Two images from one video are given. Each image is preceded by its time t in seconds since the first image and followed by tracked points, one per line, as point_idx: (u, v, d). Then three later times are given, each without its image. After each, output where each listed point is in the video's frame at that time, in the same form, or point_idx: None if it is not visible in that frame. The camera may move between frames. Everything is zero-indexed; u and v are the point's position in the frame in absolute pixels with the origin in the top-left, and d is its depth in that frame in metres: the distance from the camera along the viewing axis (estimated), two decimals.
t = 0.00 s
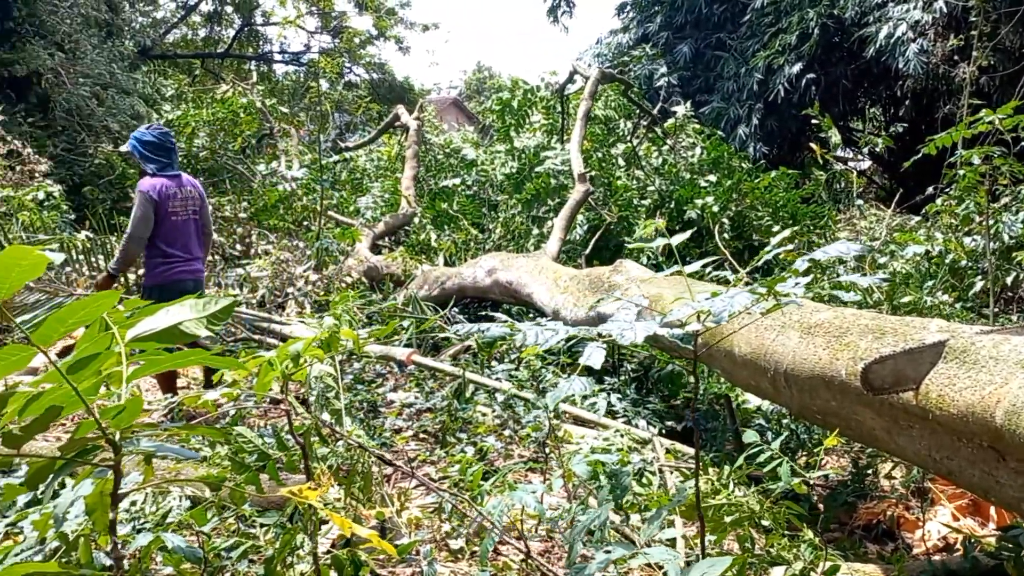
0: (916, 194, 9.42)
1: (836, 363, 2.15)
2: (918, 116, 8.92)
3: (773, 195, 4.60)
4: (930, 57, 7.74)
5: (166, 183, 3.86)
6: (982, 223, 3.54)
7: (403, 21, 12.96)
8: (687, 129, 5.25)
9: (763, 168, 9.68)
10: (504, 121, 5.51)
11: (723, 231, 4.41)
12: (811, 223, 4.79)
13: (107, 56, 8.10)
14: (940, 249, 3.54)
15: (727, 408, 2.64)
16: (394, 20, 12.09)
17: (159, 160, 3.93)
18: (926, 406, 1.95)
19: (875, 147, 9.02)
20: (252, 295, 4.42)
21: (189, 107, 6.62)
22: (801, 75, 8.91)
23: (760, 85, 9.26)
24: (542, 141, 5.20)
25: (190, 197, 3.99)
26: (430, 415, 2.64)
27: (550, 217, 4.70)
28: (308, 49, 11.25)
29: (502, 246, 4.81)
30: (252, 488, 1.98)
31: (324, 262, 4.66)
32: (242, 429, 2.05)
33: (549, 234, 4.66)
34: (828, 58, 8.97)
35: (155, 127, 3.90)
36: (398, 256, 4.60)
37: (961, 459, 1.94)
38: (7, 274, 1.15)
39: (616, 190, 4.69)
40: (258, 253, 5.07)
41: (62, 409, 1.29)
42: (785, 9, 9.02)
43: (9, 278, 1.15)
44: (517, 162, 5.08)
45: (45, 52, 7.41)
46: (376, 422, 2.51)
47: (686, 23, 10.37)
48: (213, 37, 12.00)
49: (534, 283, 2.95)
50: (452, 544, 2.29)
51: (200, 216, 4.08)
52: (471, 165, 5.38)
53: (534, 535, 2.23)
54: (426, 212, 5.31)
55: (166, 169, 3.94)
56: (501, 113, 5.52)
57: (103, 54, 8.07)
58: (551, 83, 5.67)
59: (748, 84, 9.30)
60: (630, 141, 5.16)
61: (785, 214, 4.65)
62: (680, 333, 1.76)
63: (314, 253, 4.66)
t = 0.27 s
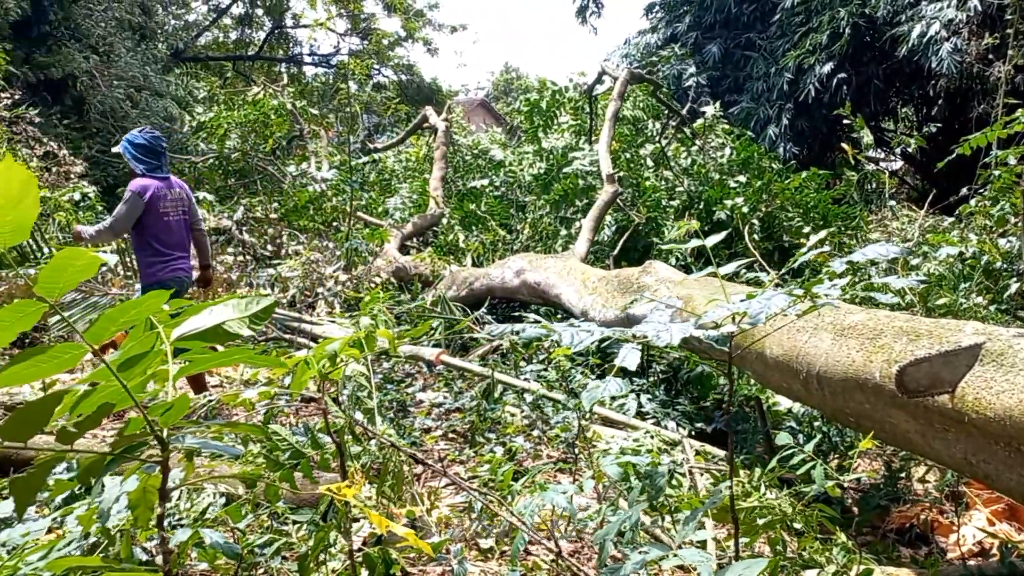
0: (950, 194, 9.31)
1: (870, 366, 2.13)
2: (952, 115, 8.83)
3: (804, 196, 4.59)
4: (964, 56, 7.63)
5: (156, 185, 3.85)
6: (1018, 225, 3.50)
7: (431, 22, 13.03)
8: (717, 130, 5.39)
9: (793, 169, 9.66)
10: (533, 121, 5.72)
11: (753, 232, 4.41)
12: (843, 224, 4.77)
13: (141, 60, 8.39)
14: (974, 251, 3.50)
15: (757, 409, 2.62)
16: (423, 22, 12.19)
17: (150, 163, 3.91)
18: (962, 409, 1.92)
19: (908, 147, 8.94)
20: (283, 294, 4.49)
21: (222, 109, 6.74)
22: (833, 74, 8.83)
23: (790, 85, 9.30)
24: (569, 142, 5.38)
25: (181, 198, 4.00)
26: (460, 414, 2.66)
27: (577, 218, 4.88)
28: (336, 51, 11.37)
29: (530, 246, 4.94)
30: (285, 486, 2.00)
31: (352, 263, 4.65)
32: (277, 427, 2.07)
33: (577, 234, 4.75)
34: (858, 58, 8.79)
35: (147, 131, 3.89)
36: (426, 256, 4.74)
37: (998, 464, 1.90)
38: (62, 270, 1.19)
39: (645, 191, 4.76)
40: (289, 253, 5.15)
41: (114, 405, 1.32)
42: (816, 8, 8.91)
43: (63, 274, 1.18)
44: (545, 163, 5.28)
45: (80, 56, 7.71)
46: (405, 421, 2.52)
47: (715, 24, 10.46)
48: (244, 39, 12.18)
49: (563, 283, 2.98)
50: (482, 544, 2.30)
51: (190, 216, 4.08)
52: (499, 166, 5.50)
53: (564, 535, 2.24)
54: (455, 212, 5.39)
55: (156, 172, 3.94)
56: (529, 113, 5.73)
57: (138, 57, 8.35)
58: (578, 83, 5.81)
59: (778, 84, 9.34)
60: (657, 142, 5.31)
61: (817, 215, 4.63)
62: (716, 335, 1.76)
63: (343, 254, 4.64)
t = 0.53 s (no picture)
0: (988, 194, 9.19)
1: (910, 367, 2.10)
2: (992, 114, 8.73)
3: (839, 195, 4.59)
4: (1004, 53, 7.56)
5: (146, 180, 4.17)
6: None
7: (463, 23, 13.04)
8: (750, 129, 5.39)
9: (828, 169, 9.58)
10: (565, 121, 5.67)
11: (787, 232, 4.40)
12: (879, 224, 4.73)
13: (178, 62, 8.43)
14: (1015, 251, 3.45)
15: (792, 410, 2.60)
16: (455, 22, 12.22)
17: (140, 160, 4.27)
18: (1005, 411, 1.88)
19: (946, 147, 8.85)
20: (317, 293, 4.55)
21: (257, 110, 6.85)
22: (868, 73, 8.72)
23: (825, 84, 9.18)
24: (602, 142, 5.35)
25: (171, 193, 4.30)
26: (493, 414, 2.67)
27: (610, 217, 4.81)
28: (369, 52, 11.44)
29: (562, 246, 4.99)
30: (322, 483, 2.02)
31: (384, 262, 4.59)
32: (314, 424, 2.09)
33: (609, 234, 4.79)
34: (895, 56, 8.67)
35: (135, 131, 4.26)
36: (458, 256, 4.72)
37: None
38: (119, 264, 1.23)
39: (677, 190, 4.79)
40: (322, 253, 5.22)
41: (166, 398, 1.36)
42: (852, 6, 8.84)
43: (119, 268, 1.22)
44: (577, 163, 5.20)
45: (119, 58, 7.68)
46: (438, 420, 2.52)
47: (750, 23, 10.44)
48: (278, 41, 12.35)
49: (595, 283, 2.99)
50: (516, 543, 2.30)
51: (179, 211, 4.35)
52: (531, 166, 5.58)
53: (598, 535, 2.23)
54: (486, 212, 5.47)
55: (146, 169, 4.28)
56: (562, 113, 5.70)
57: (174, 60, 8.38)
58: (612, 83, 5.78)
59: (813, 83, 9.24)
60: (691, 141, 5.32)
61: (852, 216, 4.61)
62: (756, 333, 1.75)
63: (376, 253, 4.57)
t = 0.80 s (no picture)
0: None
1: (957, 371, 2.06)
2: None
3: (881, 195, 4.55)
4: None
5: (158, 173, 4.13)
6: None
7: (499, 22, 13.04)
8: (790, 129, 5.33)
9: (868, 168, 9.48)
10: (601, 120, 5.71)
11: (827, 232, 4.37)
12: (922, 224, 4.67)
13: (218, 64, 8.47)
14: None
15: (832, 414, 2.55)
16: (491, 22, 12.24)
17: (149, 152, 4.19)
18: None
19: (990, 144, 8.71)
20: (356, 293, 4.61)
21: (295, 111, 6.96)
22: (910, 71, 8.55)
23: (866, 82, 9.01)
24: (639, 141, 5.38)
25: (177, 186, 4.27)
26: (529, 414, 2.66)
27: (646, 217, 4.84)
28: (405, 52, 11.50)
29: (598, 246, 5.04)
30: (362, 482, 2.04)
31: (421, 262, 4.72)
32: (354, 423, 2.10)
33: (645, 234, 4.79)
34: (937, 54, 8.56)
35: (145, 122, 4.17)
36: (494, 257, 4.79)
37: None
38: (180, 267, 1.26)
39: (715, 190, 4.82)
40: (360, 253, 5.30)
41: (221, 396, 1.39)
42: (893, 3, 8.66)
43: (178, 270, 1.25)
44: (614, 162, 5.28)
45: (160, 61, 7.76)
46: (476, 419, 2.54)
47: (788, 20, 10.34)
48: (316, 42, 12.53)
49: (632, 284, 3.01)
50: (554, 544, 2.30)
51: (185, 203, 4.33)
52: (567, 166, 5.65)
53: (636, 537, 2.22)
54: (522, 212, 5.54)
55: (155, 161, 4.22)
56: (597, 112, 5.71)
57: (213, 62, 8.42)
58: (648, 83, 5.83)
59: (853, 81, 9.08)
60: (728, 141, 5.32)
61: (894, 216, 4.58)
62: (805, 337, 1.72)
63: (413, 253, 4.71)
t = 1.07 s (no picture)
0: None
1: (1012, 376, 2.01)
2: None
3: (929, 196, 4.50)
4: None
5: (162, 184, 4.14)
6: None
7: (538, 23, 13.02)
8: (835, 128, 5.36)
9: (914, 167, 9.40)
10: (643, 120, 5.81)
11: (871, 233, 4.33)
12: (971, 226, 4.61)
13: (261, 67, 8.62)
14: None
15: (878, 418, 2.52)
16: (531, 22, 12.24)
17: (153, 164, 4.21)
18: None
19: None
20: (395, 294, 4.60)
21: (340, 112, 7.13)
22: (958, 69, 8.45)
23: (913, 80, 8.87)
24: (680, 141, 5.47)
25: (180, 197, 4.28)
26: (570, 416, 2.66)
27: (689, 217, 4.93)
28: (445, 53, 11.54)
29: (638, 247, 5.09)
30: (408, 482, 2.06)
31: (461, 262, 4.82)
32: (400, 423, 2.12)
33: (686, 235, 4.87)
34: (987, 51, 8.45)
35: (147, 134, 4.19)
36: (535, 257, 4.86)
37: None
38: (243, 269, 1.29)
39: (758, 190, 4.87)
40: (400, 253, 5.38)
41: (281, 397, 1.41)
42: None
43: (242, 273, 1.28)
44: (655, 162, 5.34)
45: (206, 64, 7.82)
46: (519, 420, 2.55)
47: (833, 18, 10.41)
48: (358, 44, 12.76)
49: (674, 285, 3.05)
50: (596, 546, 2.30)
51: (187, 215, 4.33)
52: (607, 166, 5.76)
53: (680, 540, 2.21)
54: (562, 213, 5.65)
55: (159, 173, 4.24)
56: (639, 113, 5.84)
57: (257, 65, 8.54)
58: (691, 82, 5.93)
59: (900, 79, 8.95)
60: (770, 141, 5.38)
61: (942, 217, 4.54)
62: (860, 340, 1.69)
63: (454, 254, 4.78)
